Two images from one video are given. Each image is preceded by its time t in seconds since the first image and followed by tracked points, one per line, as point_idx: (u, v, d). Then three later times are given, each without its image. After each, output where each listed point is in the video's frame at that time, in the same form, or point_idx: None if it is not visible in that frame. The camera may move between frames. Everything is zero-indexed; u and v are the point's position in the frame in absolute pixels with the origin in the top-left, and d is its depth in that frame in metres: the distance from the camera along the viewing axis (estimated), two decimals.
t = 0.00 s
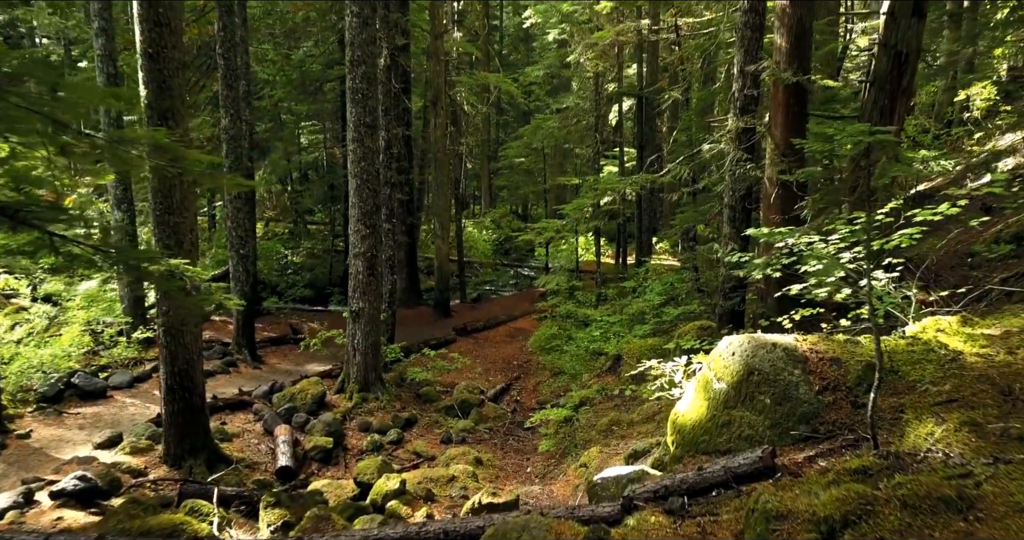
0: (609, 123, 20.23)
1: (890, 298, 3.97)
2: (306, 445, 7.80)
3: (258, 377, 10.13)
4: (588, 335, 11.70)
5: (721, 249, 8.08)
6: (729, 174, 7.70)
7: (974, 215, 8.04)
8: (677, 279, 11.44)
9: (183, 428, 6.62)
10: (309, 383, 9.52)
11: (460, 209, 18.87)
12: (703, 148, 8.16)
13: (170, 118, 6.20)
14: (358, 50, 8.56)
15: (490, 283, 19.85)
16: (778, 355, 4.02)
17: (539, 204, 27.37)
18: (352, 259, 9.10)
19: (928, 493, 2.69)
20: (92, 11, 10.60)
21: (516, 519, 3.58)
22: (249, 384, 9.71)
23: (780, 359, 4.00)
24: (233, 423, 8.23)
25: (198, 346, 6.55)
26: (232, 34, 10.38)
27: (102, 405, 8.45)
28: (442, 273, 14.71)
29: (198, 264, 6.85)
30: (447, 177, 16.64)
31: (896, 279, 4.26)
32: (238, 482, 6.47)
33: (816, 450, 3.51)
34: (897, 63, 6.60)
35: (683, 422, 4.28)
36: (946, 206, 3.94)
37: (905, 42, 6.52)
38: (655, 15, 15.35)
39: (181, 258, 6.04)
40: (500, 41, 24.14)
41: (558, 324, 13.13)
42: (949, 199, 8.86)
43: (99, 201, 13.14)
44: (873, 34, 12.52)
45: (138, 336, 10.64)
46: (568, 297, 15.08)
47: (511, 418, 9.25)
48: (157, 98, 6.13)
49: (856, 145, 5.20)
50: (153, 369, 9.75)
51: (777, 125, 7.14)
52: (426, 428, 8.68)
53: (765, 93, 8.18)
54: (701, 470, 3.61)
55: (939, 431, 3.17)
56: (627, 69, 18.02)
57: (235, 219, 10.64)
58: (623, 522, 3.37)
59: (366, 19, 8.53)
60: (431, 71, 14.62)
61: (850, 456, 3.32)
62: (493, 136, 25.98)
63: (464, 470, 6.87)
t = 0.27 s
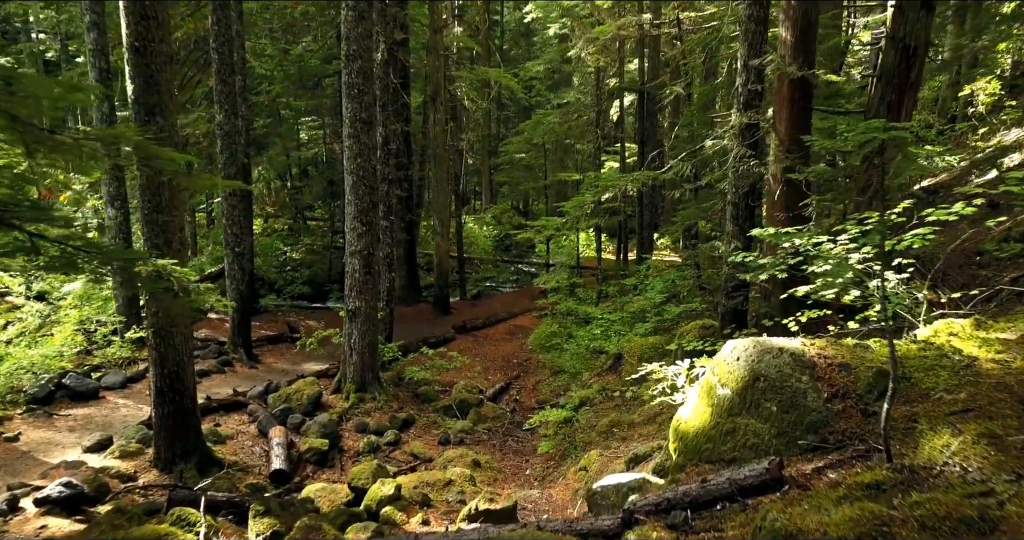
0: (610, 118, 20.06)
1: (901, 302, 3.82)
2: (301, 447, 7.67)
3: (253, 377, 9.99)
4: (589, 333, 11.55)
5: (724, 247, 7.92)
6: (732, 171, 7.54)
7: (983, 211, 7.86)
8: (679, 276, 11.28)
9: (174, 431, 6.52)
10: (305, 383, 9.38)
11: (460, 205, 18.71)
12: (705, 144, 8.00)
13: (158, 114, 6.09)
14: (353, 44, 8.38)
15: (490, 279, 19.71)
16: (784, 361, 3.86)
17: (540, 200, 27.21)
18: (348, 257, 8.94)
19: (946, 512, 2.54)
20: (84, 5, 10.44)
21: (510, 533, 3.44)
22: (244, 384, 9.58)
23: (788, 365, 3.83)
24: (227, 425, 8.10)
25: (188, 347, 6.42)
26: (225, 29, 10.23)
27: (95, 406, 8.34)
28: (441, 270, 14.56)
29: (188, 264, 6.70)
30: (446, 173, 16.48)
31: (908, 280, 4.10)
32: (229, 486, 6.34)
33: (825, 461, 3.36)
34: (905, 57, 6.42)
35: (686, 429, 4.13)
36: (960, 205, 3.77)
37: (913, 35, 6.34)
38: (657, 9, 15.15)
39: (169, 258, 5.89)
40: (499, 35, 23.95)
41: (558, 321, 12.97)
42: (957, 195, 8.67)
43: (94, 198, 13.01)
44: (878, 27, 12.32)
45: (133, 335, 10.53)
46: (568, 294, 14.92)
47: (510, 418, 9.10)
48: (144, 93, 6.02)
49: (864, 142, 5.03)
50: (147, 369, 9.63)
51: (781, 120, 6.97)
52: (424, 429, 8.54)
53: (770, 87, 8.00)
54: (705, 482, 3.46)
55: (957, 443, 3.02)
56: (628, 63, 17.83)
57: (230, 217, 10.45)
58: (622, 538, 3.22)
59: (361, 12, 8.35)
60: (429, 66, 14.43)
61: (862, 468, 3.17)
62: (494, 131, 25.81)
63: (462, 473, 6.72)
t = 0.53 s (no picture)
0: (612, 116, 19.88)
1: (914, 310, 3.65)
2: (296, 452, 7.51)
3: (248, 379, 9.82)
4: (589, 335, 11.39)
5: (728, 249, 7.75)
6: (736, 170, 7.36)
7: (992, 213, 7.70)
8: (681, 278, 11.11)
9: (165, 437, 6.32)
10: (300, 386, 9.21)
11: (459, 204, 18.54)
12: (709, 143, 7.82)
13: (148, 112, 5.90)
14: (349, 40, 8.22)
15: (490, 279, 19.55)
16: (794, 371, 3.70)
17: (540, 199, 27.04)
18: (344, 258, 8.78)
19: None
20: None
21: None
22: (239, 387, 9.39)
23: (797, 375, 3.67)
24: (220, 429, 7.93)
25: (179, 351, 6.25)
26: (221, 24, 10.04)
27: (86, 409, 8.17)
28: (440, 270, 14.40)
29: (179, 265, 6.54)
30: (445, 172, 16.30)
31: (921, 287, 3.94)
32: (222, 494, 6.19)
33: (838, 478, 3.20)
34: (914, 53, 6.25)
35: (689, 442, 3.89)
36: (978, 208, 3.62)
37: (923, 32, 6.17)
38: (658, 6, 14.97)
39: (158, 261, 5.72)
40: (499, 32, 23.75)
41: (558, 322, 12.81)
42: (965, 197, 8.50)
43: (89, 196, 12.80)
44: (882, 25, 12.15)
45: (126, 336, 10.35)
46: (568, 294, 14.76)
47: (508, 422, 8.95)
48: (133, 90, 5.84)
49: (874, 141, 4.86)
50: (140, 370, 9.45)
51: (786, 119, 6.80)
52: (421, 434, 8.39)
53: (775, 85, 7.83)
54: (711, 500, 3.30)
55: (979, 462, 2.87)
56: (629, 61, 17.66)
57: (225, 216, 10.27)
58: None
59: (358, 8, 8.18)
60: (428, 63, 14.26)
61: (878, 488, 3.02)
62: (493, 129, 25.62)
63: (459, 481, 6.55)
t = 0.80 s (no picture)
0: (612, 116, 19.71)
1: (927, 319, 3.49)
2: (289, 459, 7.35)
3: (242, 382, 9.66)
4: (589, 338, 11.24)
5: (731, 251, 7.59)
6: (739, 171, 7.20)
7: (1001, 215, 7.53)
8: (682, 280, 10.95)
9: (154, 444, 6.15)
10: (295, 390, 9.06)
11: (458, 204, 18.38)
12: (711, 143, 7.66)
13: (136, 111, 5.74)
14: (345, 38, 8.06)
15: (489, 280, 19.41)
16: (802, 383, 3.54)
17: (540, 199, 26.88)
18: (340, 260, 8.62)
19: None
20: None
21: None
22: (232, 391, 9.24)
23: (805, 388, 3.53)
24: (213, 435, 7.76)
25: (168, 357, 6.09)
26: (215, 22, 9.87)
27: (77, 414, 8.01)
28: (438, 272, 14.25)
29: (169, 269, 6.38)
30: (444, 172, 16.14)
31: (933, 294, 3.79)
32: (212, 503, 6.03)
33: (849, 497, 3.05)
34: (923, 51, 6.09)
35: (691, 455, 3.73)
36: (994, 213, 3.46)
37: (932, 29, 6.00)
38: (660, 4, 14.80)
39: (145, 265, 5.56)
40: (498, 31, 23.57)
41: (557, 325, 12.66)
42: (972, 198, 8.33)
43: (83, 196, 12.63)
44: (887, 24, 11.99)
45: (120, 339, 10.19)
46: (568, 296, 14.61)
47: (506, 428, 8.79)
48: (121, 89, 5.66)
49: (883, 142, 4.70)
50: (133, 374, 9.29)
51: (791, 118, 6.64)
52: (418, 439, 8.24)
53: (780, 84, 7.66)
54: (717, 519, 3.15)
55: (999, 483, 2.72)
56: (630, 60, 17.50)
57: (219, 217, 10.11)
58: None
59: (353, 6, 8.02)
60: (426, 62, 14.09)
61: (893, 509, 2.86)
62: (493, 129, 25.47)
63: (455, 490, 6.38)
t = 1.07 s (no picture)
0: (612, 116, 19.54)
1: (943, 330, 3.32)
2: (282, 467, 7.19)
3: (236, 387, 9.49)
4: (588, 341, 11.06)
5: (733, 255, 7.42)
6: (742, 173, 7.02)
7: (1010, 218, 7.37)
8: (684, 283, 10.78)
9: (141, 455, 5.98)
10: (289, 396, 8.88)
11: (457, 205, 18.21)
12: (713, 144, 7.48)
13: (121, 112, 5.55)
14: (339, 37, 7.89)
15: (488, 282, 19.25)
16: (811, 398, 3.36)
17: (540, 199, 26.72)
18: (334, 263, 8.44)
19: None
20: None
21: None
22: (225, 396, 9.07)
23: (814, 403, 3.35)
24: (204, 443, 7.59)
25: (156, 364, 5.92)
26: (208, 21, 9.68)
27: (65, 422, 7.84)
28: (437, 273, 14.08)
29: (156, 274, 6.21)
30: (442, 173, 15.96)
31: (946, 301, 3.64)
32: (201, 516, 5.88)
33: (862, 520, 2.88)
34: (931, 50, 5.92)
35: (695, 472, 3.58)
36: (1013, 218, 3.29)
37: (941, 28, 5.83)
38: (660, 3, 14.61)
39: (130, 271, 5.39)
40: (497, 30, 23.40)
41: (557, 328, 12.49)
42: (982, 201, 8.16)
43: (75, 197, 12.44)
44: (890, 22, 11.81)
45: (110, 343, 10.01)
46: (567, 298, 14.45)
47: (505, 434, 8.63)
48: (105, 89, 5.47)
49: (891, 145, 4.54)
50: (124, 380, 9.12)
51: (796, 119, 6.46)
52: (414, 447, 8.09)
53: (784, 84, 7.48)
54: None
55: None
56: (630, 59, 17.29)
57: (213, 219, 9.94)
58: None
59: (348, 4, 7.85)
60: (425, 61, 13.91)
61: (911, 535, 2.70)
62: (492, 129, 25.30)
63: (451, 500, 6.22)
